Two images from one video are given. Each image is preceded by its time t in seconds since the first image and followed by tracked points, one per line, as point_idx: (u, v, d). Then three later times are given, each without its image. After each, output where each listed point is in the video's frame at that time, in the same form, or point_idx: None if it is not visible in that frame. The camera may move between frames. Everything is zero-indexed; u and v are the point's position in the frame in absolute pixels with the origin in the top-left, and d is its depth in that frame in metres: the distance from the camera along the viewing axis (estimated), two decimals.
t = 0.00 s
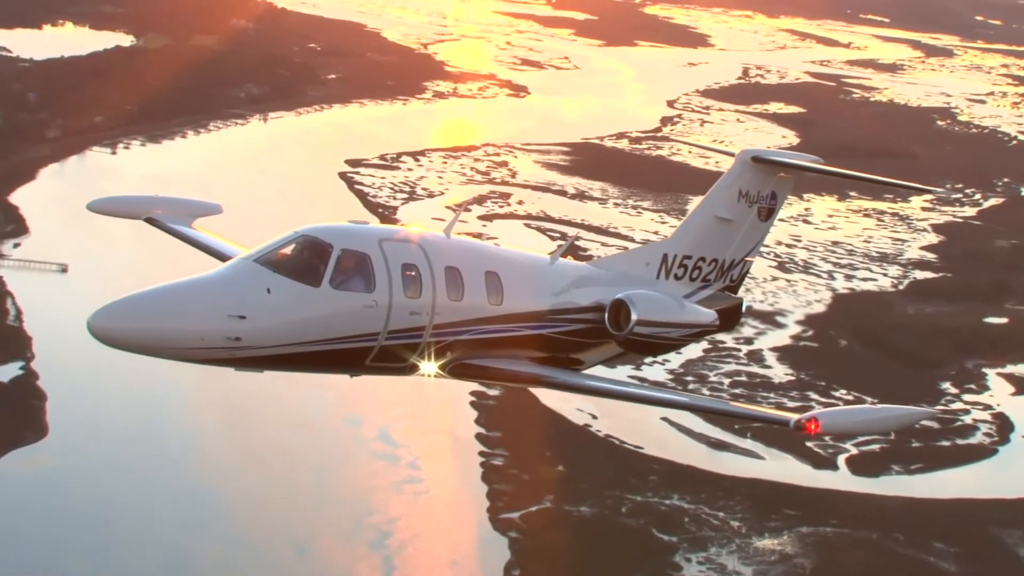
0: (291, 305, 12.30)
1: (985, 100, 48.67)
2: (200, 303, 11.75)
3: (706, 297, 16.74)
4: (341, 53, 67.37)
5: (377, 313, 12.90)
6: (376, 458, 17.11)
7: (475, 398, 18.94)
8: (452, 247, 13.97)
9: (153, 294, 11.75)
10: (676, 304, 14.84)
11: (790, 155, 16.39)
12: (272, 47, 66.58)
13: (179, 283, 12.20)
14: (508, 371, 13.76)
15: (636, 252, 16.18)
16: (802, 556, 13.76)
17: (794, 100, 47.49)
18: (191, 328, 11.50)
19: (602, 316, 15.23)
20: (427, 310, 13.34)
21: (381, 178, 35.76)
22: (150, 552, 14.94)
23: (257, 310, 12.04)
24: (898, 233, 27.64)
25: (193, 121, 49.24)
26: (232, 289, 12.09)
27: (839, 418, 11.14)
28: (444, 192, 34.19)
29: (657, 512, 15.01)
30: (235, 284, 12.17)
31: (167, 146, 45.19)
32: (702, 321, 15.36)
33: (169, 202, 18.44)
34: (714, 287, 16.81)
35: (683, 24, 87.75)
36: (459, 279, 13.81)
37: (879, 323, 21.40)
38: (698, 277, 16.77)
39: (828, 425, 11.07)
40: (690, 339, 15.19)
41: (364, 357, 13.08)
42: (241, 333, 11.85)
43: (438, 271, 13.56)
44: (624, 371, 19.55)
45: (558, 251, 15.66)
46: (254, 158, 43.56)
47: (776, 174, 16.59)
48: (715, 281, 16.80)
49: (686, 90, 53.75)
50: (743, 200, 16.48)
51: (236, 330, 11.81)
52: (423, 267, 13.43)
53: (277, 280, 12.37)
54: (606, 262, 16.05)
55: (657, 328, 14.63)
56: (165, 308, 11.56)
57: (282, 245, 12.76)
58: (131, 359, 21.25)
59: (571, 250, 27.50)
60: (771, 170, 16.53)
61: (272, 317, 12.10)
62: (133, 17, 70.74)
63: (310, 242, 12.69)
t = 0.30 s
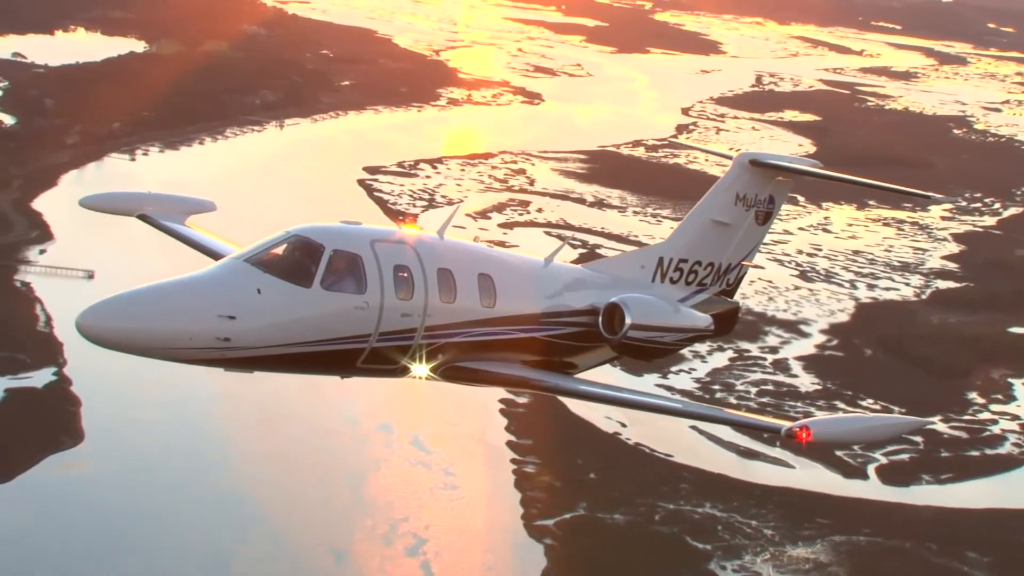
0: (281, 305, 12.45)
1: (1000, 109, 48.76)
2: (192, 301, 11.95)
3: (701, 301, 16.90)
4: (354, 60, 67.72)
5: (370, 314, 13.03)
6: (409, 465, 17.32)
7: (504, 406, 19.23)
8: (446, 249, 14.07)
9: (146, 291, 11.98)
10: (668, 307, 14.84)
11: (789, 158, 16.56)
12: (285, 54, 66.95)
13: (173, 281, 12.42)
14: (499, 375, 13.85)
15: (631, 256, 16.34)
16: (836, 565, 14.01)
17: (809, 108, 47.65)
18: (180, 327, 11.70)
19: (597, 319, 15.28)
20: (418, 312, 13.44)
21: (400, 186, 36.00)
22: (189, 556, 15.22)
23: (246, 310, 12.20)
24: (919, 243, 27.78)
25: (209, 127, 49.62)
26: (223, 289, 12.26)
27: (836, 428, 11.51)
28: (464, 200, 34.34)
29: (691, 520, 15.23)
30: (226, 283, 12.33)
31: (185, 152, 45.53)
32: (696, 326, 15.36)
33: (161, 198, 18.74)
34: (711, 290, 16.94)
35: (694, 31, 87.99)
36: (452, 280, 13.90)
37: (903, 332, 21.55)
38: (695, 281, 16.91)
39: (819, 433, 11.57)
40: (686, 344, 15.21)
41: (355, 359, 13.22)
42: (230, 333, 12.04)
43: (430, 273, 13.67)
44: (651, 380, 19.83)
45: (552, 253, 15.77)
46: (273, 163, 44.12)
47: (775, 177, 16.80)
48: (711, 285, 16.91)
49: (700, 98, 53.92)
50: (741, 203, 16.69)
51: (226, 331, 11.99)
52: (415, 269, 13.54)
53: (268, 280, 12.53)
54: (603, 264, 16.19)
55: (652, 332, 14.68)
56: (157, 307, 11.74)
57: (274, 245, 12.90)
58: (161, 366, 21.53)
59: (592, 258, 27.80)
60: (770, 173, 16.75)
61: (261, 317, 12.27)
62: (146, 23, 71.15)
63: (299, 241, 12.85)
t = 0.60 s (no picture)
0: (272, 300, 12.74)
1: (1015, 119, 48.89)
2: (186, 297, 12.25)
3: (699, 302, 17.44)
4: (364, 68, 68.04)
5: (363, 311, 13.35)
6: (444, 473, 17.71)
7: (531, 415, 19.55)
8: (442, 247, 14.41)
9: (141, 285, 12.30)
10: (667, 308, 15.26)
11: (789, 160, 17.12)
12: (295, 61, 67.27)
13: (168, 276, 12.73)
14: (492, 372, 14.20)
15: (627, 256, 16.74)
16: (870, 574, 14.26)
17: (823, 117, 47.82)
18: (172, 321, 12.01)
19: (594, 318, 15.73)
20: (412, 309, 13.77)
21: (417, 195, 36.19)
22: (228, 561, 15.49)
23: (237, 305, 12.49)
24: (940, 253, 27.96)
25: (224, 135, 49.98)
26: (216, 284, 12.58)
27: (825, 426, 12.12)
28: (481, 209, 34.51)
29: (723, 529, 15.47)
30: (219, 278, 12.64)
31: (200, 161, 45.86)
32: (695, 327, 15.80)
33: (155, 195, 19.25)
34: (709, 291, 17.54)
35: (703, 40, 88.25)
36: (447, 279, 14.25)
37: (927, 343, 21.76)
38: (693, 282, 17.46)
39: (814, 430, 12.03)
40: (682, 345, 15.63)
41: (348, 356, 13.56)
42: (222, 328, 12.36)
43: (426, 271, 14.02)
44: (677, 390, 20.11)
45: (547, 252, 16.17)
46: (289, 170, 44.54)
47: (774, 179, 17.37)
48: (709, 286, 17.50)
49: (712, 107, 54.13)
50: (740, 204, 17.25)
51: (217, 326, 12.32)
52: (411, 267, 13.89)
53: (261, 275, 12.83)
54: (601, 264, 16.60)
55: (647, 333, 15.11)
56: (150, 301, 12.06)
57: (269, 240, 13.21)
58: (190, 374, 21.74)
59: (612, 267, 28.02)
60: (769, 175, 17.32)
61: (253, 313, 12.58)
62: (156, 29, 71.37)
63: (293, 237, 13.14)
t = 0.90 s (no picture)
0: (264, 287, 13.53)
1: None
2: (180, 283, 13.08)
3: (697, 295, 18.22)
4: (373, 75, 68.37)
5: (357, 299, 14.16)
6: (473, 482, 17.99)
7: (558, 424, 19.82)
8: (440, 237, 15.24)
9: (139, 270, 13.10)
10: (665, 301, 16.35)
11: (789, 152, 17.82)
12: (304, 68, 67.57)
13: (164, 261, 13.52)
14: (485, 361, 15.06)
15: (626, 250, 17.54)
16: None
17: (834, 125, 48.10)
18: (168, 307, 12.82)
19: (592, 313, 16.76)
20: (407, 297, 14.59)
21: (435, 204, 36.55)
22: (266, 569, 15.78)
23: (230, 291, 13.29)
24: (957, 263, 28.42)
25: (237, 143, 50.32)
26: (211, 271, 13.37)
27: (820, 412, 12.92)
28: (497, 218, 34.76)
29: (753, 537, 15.73)
30: (214, 265, 13.44)
31: (213, 169, 46.10)
32: (695, 320, 16.92)
33: (148, 186, 20.31)
34: (708, 285, 18.29)
35: (711, 47, 88.49)
36: (444, 268, 15.07)
37: (948, 352, 22.13)
38: (692, 274, 18.31)
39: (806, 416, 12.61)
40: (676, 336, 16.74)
41: (341, 345, 14.37)
42: (215, 314, 13.17)
43: (421, 261, 14.84)
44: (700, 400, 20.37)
45: (545, 242, 16.95)
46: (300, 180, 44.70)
47: (774, 171, 18.08)
48: (709, 279, 18.30)
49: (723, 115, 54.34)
50: (741, 195, 17.92)
51: (210, 311, 13.12)
52: (407, 256, 14.71)
53: (254, 263, 13.63)
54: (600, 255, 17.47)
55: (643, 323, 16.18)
56: (147, 287, 12.85)
57: (263, 228, 14.02)
58: (215, 381, 21.93)
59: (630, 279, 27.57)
60: (770, 167, 18.00)
61: (244, 299, 13.37)
62: (164, 35, 71.46)
63: (290, 226, 13.96)
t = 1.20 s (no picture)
0: (258, 268, 14.37)
1: None
2: (177, 262, 13.94)
3: (698, 278, 19.37)
4: (379, 83, 68.67)
5: (353, 279, 14.98)
6: (499, 493, 18.16)
7: (582, 435, 19.92)
8: (438, 220, 16.10)
9: (140, 250, 13.99)
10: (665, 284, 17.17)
11: (790, 136, 19.04)
12: (309, 76, 67.76)
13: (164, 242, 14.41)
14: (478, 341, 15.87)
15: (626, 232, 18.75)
16: None
17: (843, 134, 48.51)
18: (166, 287, 13.67)
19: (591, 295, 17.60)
20: (405, 279, 15.41)
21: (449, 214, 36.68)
22: None
23: (225, 272, 14.14)
24: (974, 274, 29.25)
25: (247, 152, 50.50)
26: (208, 252, 14.24)
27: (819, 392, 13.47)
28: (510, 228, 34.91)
29: (782, 548, 16.00)
30: (211, 247, 14.31)
31: (223, 178, 46.22)
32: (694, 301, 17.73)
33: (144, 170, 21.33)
34: (709, 268, 19.52)
35: (715, 55, 88.90)
36: (441, 249, 15.95)
37: (967, 363, 22.71)
38: (693, 258, 19.46)
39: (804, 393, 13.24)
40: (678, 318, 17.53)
41: (339, 326, 15.22)
42: (210, 295, 14.00)
43: (418, 242, 15.67)
44: (723, 411, 20.73)
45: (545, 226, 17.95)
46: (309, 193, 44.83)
47: (775, 154, 19.28)
48: (709, 262, 19.53)
49: (731, 125, 54.72)
50: (742, 177, 19.22)
51: (206, 292, 13.95)
52: (405, 238, 15.54)
53: (250, 245, 14.49)
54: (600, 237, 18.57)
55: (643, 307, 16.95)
56: (147, 267, 13.72)
57: (259, 210, 14.88)
58: (237, 390, 21.99)
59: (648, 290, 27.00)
60: (770, 151, 19.25)
61: (238, 280, 14.19)
62: (167, 43, 71.32)
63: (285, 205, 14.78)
